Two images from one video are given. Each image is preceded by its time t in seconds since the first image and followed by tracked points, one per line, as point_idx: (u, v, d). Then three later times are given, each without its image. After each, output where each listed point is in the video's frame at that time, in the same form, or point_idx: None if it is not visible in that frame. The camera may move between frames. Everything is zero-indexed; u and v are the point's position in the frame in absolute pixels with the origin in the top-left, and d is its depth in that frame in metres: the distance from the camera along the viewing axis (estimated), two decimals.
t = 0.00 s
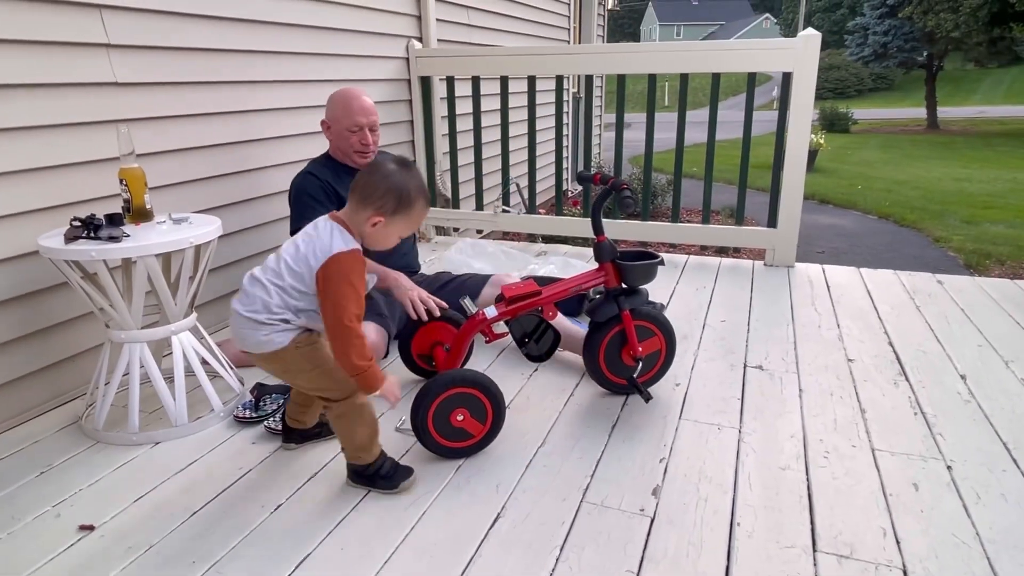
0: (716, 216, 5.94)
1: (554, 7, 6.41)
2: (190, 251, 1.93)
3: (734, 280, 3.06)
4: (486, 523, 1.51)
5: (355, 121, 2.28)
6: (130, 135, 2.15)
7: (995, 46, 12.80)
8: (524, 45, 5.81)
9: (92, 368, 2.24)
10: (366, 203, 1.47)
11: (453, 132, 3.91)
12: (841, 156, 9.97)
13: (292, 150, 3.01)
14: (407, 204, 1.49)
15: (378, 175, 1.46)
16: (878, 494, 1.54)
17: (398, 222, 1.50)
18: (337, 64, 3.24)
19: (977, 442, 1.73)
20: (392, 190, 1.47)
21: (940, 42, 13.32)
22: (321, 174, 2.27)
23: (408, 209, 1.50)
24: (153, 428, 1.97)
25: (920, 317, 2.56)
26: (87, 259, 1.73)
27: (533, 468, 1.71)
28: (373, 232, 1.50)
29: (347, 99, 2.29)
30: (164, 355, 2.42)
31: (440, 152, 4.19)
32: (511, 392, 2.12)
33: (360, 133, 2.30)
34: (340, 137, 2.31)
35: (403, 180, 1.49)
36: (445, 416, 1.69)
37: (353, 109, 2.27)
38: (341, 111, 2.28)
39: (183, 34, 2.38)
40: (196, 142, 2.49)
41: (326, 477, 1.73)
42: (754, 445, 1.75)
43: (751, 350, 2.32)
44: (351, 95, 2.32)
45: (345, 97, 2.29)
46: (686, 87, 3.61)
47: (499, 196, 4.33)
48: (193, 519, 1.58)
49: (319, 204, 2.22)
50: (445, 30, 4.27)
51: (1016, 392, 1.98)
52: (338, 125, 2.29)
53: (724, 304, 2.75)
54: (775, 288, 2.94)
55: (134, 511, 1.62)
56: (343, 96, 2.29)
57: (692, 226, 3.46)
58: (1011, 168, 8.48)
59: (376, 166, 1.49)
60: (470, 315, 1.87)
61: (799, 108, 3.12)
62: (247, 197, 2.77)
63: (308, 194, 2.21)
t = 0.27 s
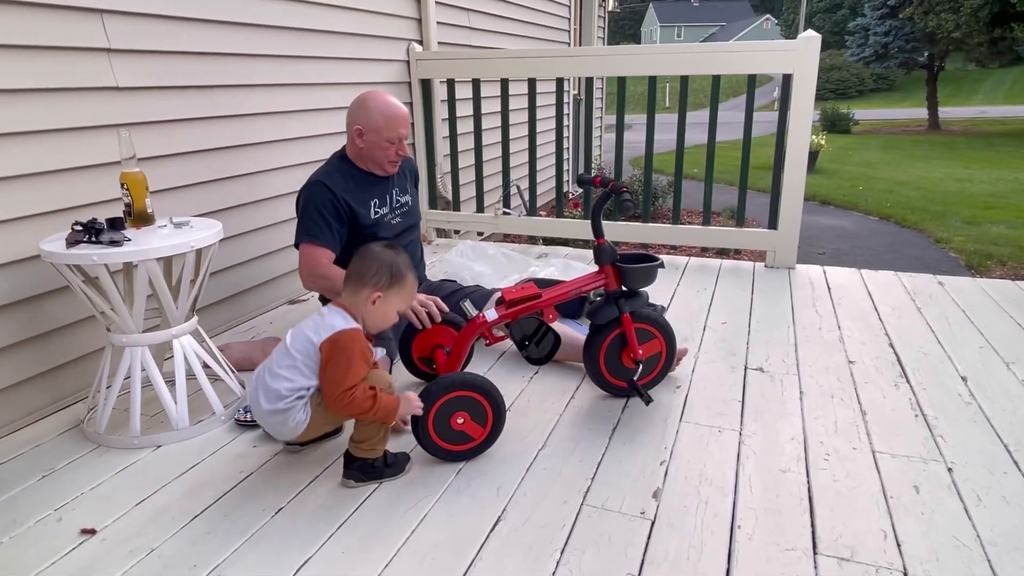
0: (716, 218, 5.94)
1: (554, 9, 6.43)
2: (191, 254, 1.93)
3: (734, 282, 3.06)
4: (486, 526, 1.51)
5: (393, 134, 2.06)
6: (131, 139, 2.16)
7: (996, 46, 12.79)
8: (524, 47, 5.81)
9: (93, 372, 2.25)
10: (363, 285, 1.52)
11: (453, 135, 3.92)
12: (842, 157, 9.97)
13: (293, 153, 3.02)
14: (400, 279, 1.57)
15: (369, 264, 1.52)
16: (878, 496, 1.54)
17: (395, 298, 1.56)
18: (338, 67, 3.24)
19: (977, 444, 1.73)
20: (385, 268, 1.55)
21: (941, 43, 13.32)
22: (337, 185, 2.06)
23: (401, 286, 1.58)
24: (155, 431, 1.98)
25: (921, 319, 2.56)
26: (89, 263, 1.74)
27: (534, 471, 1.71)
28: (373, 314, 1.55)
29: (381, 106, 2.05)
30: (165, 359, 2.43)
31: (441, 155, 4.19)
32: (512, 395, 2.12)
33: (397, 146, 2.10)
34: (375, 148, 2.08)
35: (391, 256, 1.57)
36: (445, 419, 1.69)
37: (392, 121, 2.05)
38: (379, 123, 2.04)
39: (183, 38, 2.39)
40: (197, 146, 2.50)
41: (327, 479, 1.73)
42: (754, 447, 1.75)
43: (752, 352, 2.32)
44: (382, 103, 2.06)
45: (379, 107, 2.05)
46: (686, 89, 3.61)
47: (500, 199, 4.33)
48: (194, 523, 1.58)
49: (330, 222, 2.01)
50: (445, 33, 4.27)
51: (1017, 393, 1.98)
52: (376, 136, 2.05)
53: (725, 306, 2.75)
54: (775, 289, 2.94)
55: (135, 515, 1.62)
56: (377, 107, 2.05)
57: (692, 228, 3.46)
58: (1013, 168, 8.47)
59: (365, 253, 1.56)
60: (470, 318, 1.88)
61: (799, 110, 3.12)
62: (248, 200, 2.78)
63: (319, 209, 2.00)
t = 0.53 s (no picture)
0: (717, 219, 5.94)
1: (555, 11, 6.43)
2: (192, 256, 1.93)
3: (735, 283, 3.06)
4: (487, 527, 1.51)
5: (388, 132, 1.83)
6: (132, 141, 2.16)
7: (997, 46, 12.79)
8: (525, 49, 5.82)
9: (95, 374, 2.25)
10: (309, 115, 1.43)
11: (454, 136, 3.92)
12: (843, 158, 9.98)
13: (294, 155, 3.02)
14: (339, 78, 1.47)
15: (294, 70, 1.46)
16: (880, 497, 1.54)
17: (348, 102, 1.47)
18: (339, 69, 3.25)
19: (979, 445, 1.72)
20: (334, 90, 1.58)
21: (941, 44, 13.33)
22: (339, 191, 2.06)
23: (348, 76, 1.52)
24: (156, 433, 1.98)
25: (922, 320, 2.56)
26: (90, 265, 1.74)
27: (535, 473, 1.71)
28: (337, 147, 1.47)
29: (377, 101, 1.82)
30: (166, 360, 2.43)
31: (441, 157, 4.20)
32: (513, 396, 2.12)
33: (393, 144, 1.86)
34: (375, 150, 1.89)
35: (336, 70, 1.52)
36: (445, 421, 1.69)
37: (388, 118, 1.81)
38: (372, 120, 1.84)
39: (184, 40, 2.39)
40: (198, 148, 2.50)
41: (328, 481, 1.73)
42: (755, 448, 1.75)
43: (754, 353, 2.32)
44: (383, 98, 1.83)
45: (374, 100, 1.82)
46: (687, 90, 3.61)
47: (501, 200, 4.34)
48: (195, 524, 1.58)
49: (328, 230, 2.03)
50: (446, 34, 4.28)
51: (1019, 394, 1.97)
52: (369, 133, 1.84)
53: (726, 307, 2.75)
54: (776, 290, 2.94)
55: (137, 516, 1.62)
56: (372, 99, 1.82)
57: (693, 229, 3.46)
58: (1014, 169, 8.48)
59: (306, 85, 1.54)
60: (471, 319, 1.88)
61: (800, 111, 3.12)
62: (249, 202, 2.78)
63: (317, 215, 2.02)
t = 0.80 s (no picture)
0: (717, 220, 5.95)
1: (555, 12, 6.44)
2: (193, 257, 1.93)
3: (736, 285, 3.06)
4: (488, 528, 1.51)
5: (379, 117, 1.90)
6: (134, 142, 2.17)
7: (997, 47, 12.80)
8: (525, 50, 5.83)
9: (97, 375, 2.25)
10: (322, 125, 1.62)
11: (455, 137, 3.92)
12: (843, 159, 9.98)
13: (295, 156, 3.02)
14: (343, 96, 1.55)
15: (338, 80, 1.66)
16: (880, 498, 1.54)
17: (340, 118, 1.55)
18: (339, 70, 3.25)
19: (979, 446, 1.73)
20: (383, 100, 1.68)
21: (941, 45, 13.34)
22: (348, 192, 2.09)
23: (367, 90, 1.56)
24: (157, 434, 1.98)
25: (922, 321, 2.56)
26: (91, 266, 1.74)
27: (535, 474, 1.71)
28: (340, 149, 1.59)
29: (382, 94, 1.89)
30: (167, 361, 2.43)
31: (442, 158, 4.20)
32: (513, 397, 2.12)
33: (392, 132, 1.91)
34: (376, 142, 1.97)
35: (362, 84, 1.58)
36: (446, 422, 1.70)
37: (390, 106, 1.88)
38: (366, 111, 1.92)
39: (185, 41, 2.40)
40: (199, 150, 2.51)
41: (329, 482, 1.73)
42: (755, 449, 1.75)
43: (754, 354, 2.32)
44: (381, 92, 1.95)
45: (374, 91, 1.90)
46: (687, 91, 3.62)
47: (501, 201, 4.34)
48: (196, 525, 1.59)
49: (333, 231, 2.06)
50: (446, 36, 4.28)
51: (1019, 395, 1.98)
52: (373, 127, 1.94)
53: (727, 308, 2.75)
54: (777, 291, 2.94)
55: (138, 517, 1.62)
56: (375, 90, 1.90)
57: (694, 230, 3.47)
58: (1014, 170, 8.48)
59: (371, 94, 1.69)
60: (472, 320, 1.88)
61: (800, 112, 3.13)
62: (250, 204, 2.79)
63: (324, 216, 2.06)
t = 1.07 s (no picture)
0: (717, 220, 5.95)
1: (556, 12, 6.45)
2: (192, 257, 1.93)
3: (735, 285, 3.06)
4: (486, 529, 1.51)
5: (387, 129, 1.90)
6: (133, 142, 2.16)
7: (998, 48, 12.81)
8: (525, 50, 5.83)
9: (95, 375, 2.25)
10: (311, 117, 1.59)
11: (454, 137, 3.92)
12: (843, 160, 9.98)
13: (294, 155, 3.02)
14: (319, 87, 1.47)
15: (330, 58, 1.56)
16: (879, 499, 1.54)
17: (311, 112, 1.49)
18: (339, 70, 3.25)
19: (978, 447, 1.72)
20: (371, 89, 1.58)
21: (942, 46, 13.35)
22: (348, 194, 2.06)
23: (343, 88, 1.47)
24: (156, 434, 1.98)
25: (922, 321, 2.56)
26: (90, 265, 1.74)
27: (534, 474, 1.71)
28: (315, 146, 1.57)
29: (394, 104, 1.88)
30: (166, 361, 2.43)
31: (441, 158, 4.20)
32: (513, 397, 2.12)
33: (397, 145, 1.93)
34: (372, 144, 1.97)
35: (346, 75, 1.49)
36: (445, 422, 1.69)
37: (400, 119, 1.89)
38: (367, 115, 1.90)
39: (185, 41, 2.39)
40: (198, 149, 2.51)
41: (328, 482, 1.73)
42: (754, 449, 1.75)
43: (753, 354, 2.32)
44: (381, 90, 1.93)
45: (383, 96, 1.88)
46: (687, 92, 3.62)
47: (501, 201, 4.34)
48: (195, 525, 1.58)
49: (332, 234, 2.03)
50: (446, 35, 4.28)
51: (1019, 396, 1.97)
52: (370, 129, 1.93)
53: (726, 309, 2.75)
54: (776, 292, 2.94)
55: (137, 517, 1.62)
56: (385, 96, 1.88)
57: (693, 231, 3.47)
58: (1014, 171, 8.49)
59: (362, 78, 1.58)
60: (471, 320, 1.88)
61: (800, 113, 3.12)
62: (249, 203, 2.78)
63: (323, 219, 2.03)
